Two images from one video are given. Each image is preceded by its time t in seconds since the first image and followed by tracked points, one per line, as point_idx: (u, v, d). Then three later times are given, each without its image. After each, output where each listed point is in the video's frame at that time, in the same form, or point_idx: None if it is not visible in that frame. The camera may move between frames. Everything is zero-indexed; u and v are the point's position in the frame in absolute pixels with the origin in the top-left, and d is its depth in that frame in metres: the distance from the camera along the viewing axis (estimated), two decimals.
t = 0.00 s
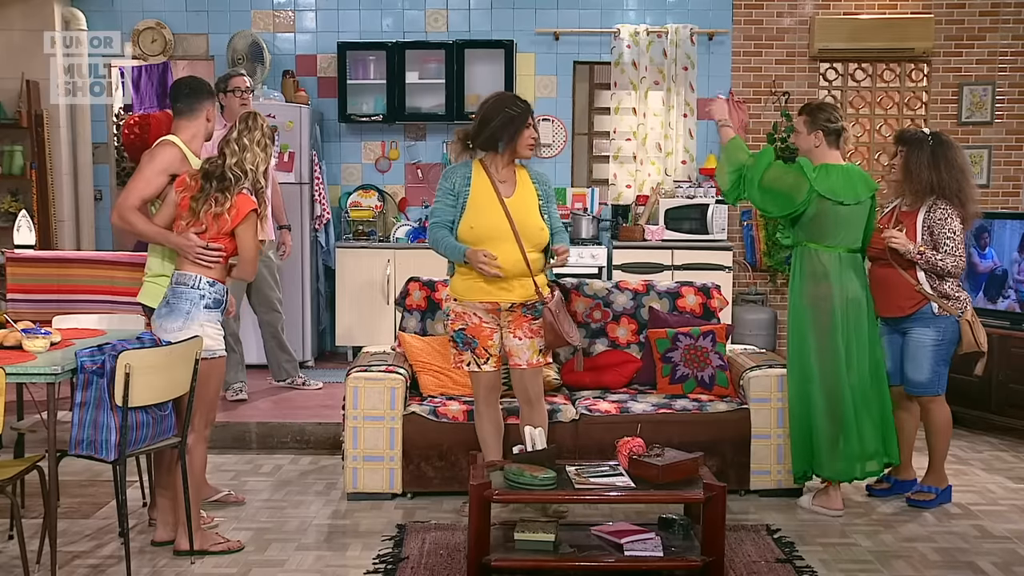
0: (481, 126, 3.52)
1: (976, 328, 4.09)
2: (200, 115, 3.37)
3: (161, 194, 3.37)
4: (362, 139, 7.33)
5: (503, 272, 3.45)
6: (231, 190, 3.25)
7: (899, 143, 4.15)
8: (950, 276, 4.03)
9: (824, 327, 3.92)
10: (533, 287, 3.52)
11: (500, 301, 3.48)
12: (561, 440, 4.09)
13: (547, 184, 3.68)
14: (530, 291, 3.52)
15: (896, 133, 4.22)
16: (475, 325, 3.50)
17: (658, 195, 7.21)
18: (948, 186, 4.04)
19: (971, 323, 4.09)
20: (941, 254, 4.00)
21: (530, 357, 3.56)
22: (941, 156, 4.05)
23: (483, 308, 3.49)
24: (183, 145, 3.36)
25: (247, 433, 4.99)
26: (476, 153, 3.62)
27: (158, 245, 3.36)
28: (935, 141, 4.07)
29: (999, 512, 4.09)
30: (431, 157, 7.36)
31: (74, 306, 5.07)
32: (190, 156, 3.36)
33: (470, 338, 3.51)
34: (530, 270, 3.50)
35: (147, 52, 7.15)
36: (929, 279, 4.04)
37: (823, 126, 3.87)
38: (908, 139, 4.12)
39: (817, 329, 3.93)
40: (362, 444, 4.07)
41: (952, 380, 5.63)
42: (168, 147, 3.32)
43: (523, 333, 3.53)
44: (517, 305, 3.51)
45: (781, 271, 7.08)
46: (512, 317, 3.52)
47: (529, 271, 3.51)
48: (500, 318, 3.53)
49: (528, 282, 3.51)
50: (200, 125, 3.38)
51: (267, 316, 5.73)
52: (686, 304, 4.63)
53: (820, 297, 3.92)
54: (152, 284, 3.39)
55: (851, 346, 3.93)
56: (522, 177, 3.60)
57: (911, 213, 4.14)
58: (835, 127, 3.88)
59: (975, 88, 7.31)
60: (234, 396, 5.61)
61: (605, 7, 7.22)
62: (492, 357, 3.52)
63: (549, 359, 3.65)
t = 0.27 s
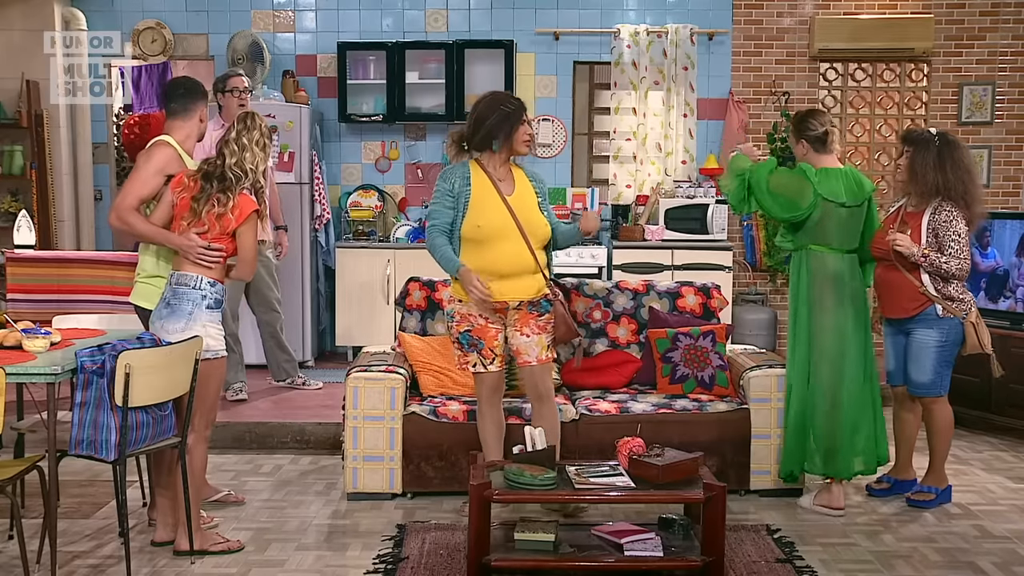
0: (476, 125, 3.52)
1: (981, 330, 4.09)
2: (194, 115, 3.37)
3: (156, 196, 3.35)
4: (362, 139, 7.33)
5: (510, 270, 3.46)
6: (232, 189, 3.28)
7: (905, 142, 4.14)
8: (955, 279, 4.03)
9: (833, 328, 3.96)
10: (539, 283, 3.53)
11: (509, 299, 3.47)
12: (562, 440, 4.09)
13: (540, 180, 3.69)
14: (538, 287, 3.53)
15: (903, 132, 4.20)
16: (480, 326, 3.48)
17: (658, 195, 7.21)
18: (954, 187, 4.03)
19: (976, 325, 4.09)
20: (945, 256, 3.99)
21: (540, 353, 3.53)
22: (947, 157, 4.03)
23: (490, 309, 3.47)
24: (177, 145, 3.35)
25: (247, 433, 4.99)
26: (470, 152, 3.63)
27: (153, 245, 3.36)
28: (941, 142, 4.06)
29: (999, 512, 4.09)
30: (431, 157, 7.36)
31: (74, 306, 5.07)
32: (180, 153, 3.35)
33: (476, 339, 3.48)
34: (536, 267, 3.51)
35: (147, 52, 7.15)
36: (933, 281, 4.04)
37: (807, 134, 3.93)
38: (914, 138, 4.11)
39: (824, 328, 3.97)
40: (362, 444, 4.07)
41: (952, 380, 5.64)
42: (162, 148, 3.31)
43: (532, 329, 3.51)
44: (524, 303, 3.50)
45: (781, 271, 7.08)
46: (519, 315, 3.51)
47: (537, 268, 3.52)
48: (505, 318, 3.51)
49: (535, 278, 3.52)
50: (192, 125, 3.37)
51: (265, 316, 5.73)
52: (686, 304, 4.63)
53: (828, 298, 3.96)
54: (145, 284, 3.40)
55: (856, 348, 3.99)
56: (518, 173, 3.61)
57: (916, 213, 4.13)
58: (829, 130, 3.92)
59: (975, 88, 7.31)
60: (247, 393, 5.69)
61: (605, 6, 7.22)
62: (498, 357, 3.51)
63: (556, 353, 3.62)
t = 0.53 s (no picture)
0: (480, 126, 3.52)
1: (983, 331, 4.09)
2: (188, 116, 3.37)
3: (153, 196, 3.35)
4: (362, 139, 7.33)
5: (517, 270, 3.45)
6: (229, 189, 3.28)
7: (908, 143, 4.14)
8: (957, 281, 4.03)
9: (839, 324, 3.98)
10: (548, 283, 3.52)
11: (517, 300, 3.47)
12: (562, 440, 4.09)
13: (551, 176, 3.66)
14: (547, 286, 3.51)
15: (905, 133, 4.20)
16: (490, 326, 3.50)
17: (658, 195, 7.21)
18: (956, 189, 4.03)
19: (978, 327, 4.08)
20: (947, 259, 4.00)
21: (554, 352, 3.53)
22: (950, 158, 4.02)
23: (500, 310, 3.48)
24: (171, 145, 3.35)
25: (247, 433, 4.99)
26: (476, 153, 3.62)
27: (150, 246, 3.35)
28: (944, 143, 4.05)
29: (999, 512, 4.09)
30: (431, 157, 7.35)
31: (74, 306, 5.06)
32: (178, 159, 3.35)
33: (485, 339, 3.51)
34: (545, 266, 3.50)
35: (147, 52, 7.15)
36: (935, 283, 4.04)
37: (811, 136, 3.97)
38: (916, 139, 4.11)
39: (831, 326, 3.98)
40: (362, 444, 4.07)
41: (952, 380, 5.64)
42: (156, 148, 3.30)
43: (545, 330, 3.51)
44: (534, 304, 3.49)
45: (781, 271, 7.08)
46: (529, 316, 3.50)
47: (546, 267, 3.51)
48: (516, 319, 3.51)
49: (544, 278, 3.51)
50: (187, 126, 3.37)
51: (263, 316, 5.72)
52: (686, 304, 4.63)
53: (832, 293, 3.98)
54: (140, 286, 3.40)
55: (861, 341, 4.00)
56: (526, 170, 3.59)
57: (918, 214, 4.13)
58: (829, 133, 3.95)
59: (975, 88, 7.31)
60: (254, 395, 5.75)
61: (605, 7, 7.22)
62: (506, 357, 3.52)
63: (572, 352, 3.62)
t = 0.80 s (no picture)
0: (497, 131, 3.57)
1: (983, 334, 4.11)
2: (184, 116, 3.37)
3: (150, 197, 3.36)
4: (362, 139, 7.33)
5: (536, 272, 3.43)
6: (225, 188, 3.28)
7: (908, 144, 4.14)
8: (958, 281, 4.02)
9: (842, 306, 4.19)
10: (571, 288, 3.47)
11: (536, 302, 3.45)
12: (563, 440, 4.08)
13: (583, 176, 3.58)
14: (570, 290, 3.47)
15: (906, 133, 4.20)
16: (508, 327, 3.51)
17: (658, 195, 7.20)
18: (958, 190, 4.02)
19: (978, 329, 4.10)
20: (948, 260, 3.99)
21: (570, 360, 3.52)
22: (950, 159, 4.02)
23: (518, 313, 3.48)
24: (168, 145, 3.35)
25: (247, 433, 4.99)
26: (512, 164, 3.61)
27: (147, 245, 3.35)
28: (945, 143, 4.05)
29: (999, 512, 4.09)
30: (431, 157, 7.35)
31: (73, 306, 5.06)
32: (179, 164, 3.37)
33: (502, 339, 3.52)
34: (566, 270, 3.46)
35: (147, 52, 7.15)
36: (936, 283, 4.03)
37: (823, 134, 4.15)
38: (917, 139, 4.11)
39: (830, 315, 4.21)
40: (362, 444, 4.07)
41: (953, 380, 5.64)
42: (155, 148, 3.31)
43: (563, 336, 3.49)
44: (553, 308, 3.47)
45: (781, 271, 7.08)
46: (549, 320, 3.49)
47: (567, 271, 3.46)
48: (536, 323, 3.51)
49: (565, 281, 3.46)
50: (183, 126, 3.38)
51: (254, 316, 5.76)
52: (686, 304, 4.63)
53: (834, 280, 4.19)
54: (139, 286, 3.40)
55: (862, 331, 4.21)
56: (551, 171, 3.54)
57: (919, 215, 4.14)
58: (833, 134, 4.16)
59: (975, 88, 7.31)
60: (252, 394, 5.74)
61: (605, 6, 7.22)
62: (521, 360, 3.53)
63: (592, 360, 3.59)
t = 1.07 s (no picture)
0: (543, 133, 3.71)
1: (981, 335, 4.07)
2: (183, 115, 3.37)
3: (149, 198, 3.36)
4: (362, 139, 7.33)
5: (556, 275, 3.45)
6: (225, 188, 3.28)
7: (905, 147, 4.14)
8: (955, 283, 4.02)
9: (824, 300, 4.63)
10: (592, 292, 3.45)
11: (554, 304, 3.46)
12: (563, 440, 4.09)
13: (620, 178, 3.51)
14: (592, 294, 3.45)
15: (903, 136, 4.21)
16: (531, 326, 3.53)
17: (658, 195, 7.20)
18: (956, 191, 4.02)
19: (976, 330, 4.07)
20: (946, 261, 3.98)
21: (590, 363, 3.51)
22: (947, 160, 4.02)
23: (541, 312, 3.50)
24: (166, 145, 3.35)
25: (247, 433, 4.99)
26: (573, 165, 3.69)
27: (152, 248, 3.37)
28: (941, 145, 4.05)
29: (999, 512, 4.09)
30: (431, 157, 7.35)
31: (73, 306, 5.07)
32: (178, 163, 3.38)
33: (524, 337, 3.56)
34: (587, 273, 3.44)
35: (147, 52, 7.16)
36: (933, 285, 4.04)
37: (806, 141, 4.57)
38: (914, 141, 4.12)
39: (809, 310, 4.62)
40: (362, 444, 4.07)
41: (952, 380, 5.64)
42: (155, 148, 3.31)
43: (585, 338, 3.49)
44: (574, 311, 3.47)
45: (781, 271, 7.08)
46: (572, 321, 3.50)
47: (588, 274, 3.44)
48: (560, 323, 3.52)
49: (588, 284, 3.44)
50: (182, 126, 3.37)
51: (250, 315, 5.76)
52: (686, 304, 4.64)
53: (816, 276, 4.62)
54: (139, 286, 3.40)
55: (840, 325, 4.63)
56: (584, 172, 3.51)
57: (917, 215, 4.14)
58: (815, 140, 4.59)
59: (975, 88, 7.31)
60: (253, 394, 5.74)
61: (605, 7, 7.22)
62: (540, 361, 3.55)
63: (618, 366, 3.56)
